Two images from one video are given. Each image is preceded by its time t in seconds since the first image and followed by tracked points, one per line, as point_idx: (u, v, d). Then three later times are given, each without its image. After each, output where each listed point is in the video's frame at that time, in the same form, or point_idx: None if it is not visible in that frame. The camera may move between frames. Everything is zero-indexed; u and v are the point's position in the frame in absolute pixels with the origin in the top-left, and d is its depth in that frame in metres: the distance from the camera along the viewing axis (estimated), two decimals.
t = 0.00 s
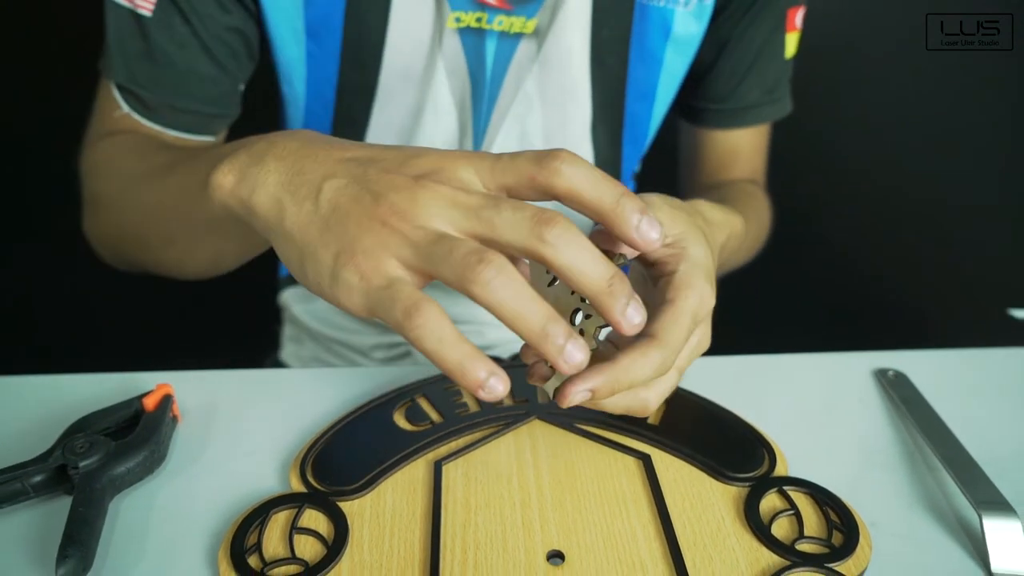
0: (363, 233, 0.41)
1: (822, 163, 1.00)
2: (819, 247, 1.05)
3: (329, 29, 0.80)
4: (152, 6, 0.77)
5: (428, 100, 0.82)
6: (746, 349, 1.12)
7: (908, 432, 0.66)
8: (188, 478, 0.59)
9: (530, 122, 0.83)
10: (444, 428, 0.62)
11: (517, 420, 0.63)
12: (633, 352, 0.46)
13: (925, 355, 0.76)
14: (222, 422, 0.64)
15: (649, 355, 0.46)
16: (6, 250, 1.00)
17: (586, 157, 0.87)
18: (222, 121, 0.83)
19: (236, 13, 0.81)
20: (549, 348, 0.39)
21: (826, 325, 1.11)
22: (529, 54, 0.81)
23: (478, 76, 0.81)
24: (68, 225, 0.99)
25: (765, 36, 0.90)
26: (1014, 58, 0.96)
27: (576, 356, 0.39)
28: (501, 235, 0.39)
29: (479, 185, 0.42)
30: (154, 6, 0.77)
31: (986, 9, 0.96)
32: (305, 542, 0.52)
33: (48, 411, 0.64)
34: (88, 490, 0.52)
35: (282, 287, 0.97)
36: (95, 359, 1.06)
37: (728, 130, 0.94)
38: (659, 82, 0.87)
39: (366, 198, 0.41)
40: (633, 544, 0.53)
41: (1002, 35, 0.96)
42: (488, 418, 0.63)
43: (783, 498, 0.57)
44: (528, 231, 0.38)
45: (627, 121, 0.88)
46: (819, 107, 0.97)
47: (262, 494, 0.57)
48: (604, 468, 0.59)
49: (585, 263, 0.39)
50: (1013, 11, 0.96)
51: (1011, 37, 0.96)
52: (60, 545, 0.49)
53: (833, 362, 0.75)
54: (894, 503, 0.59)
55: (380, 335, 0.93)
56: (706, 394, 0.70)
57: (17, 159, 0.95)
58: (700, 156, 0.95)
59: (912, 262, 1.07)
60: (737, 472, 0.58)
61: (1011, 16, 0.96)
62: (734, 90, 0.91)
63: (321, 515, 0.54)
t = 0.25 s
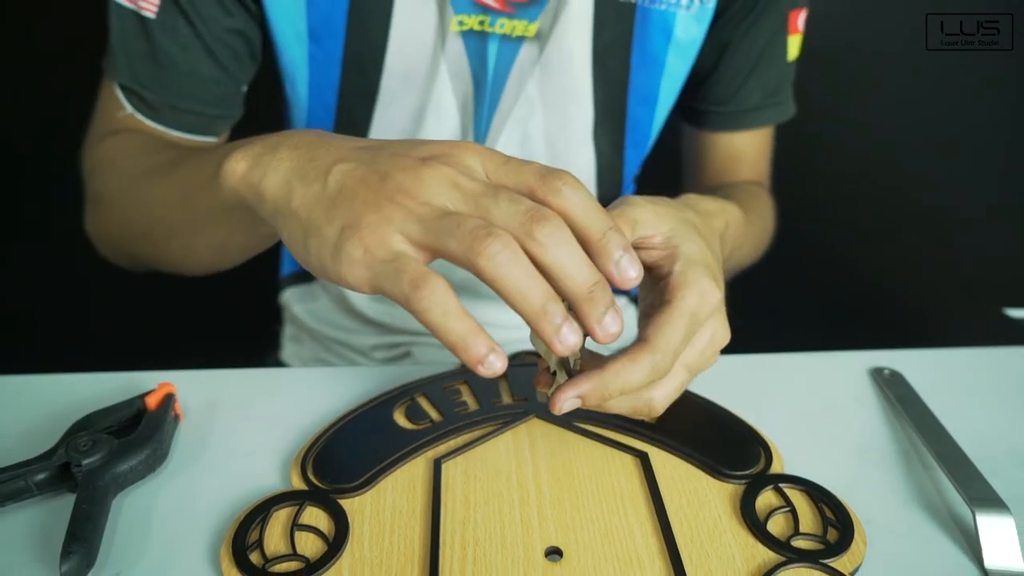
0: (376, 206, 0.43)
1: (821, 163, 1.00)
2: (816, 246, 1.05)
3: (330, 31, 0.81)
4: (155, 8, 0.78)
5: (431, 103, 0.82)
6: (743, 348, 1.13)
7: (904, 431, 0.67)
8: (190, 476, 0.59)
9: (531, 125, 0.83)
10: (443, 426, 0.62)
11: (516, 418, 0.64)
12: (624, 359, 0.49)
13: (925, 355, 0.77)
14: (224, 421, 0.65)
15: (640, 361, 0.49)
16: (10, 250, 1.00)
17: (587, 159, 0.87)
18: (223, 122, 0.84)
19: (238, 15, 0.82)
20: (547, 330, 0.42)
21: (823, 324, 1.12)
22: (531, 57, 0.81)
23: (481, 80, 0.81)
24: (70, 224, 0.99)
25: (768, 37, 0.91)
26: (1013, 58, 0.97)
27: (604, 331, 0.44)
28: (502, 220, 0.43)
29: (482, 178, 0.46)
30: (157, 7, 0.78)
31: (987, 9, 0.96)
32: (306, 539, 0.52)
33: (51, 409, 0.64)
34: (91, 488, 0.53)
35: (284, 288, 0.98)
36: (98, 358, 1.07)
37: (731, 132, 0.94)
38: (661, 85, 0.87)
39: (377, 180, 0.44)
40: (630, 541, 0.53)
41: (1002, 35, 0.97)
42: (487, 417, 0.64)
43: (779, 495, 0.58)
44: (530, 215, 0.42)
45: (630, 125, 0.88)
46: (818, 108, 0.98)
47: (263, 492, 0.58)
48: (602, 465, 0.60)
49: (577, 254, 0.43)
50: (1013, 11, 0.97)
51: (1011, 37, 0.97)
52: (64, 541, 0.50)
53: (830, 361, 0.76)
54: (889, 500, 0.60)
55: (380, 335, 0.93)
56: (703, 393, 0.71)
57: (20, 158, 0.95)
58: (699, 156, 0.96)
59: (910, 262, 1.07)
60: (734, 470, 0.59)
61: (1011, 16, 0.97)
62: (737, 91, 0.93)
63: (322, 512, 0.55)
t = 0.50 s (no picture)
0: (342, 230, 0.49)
1: (821, 164, 1.01)
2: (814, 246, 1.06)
3: (333, 36, 0.82)
4: (167, 24, 0.82)
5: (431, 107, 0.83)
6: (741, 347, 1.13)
7: (899, 429, 0.67)
8: (192, 474, 0.60)
9: (532, 131, 0.84)
10: (443, 425, 0.63)
11: (515, 417, 0.64)
12: (633, 311, 0.53)
13: (923, 355, 0.78)
14: (225, 421, 0.65)
15: (644, 309, 0.52)
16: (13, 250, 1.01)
17: (587, 165, 0.88)
18: (240, 126, 0.86)
19: (246, 25, 0.83)
20: (511, 302, 0.45)
21: (821, 324, 1.12)
22: (532, 64, 0.82)
23: (482, 86, 0.82)
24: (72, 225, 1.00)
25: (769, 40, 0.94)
26: (1014, 58, 0.97)
27: (575, 283, 0.45)
28: (443, 209, 0.46)
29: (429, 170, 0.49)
30: (169, 22, 0.82)
31: (987, 10, 0.97)
32: (307, 536, 0.53)
33: (55, 410, 0.65)
34: (94, 487, 0.54)
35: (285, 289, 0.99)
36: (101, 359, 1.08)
37: (732, 133, 0.97)
38: (659, 90, 0.88)
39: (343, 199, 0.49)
40: (628, 538, 0.54)
41: (1002, 35, 0.97)
42: (487, 416, 0.64)
43: (776, 492, 0.58)
44: (466, 203, 0.45)
45: (629, 128, 0.89)
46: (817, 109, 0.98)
47: (265, 491, 0.58)
48: (600, 464, 0.60)
49: (521, 229, 0.45)
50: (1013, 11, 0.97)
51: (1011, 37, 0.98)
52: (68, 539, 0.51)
53: (825, 360, 0.76)
54: (885, 498, 0.60)
55: (378, 337, 0.95)
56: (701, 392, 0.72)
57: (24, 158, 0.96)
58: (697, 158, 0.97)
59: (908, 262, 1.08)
60: (731, 468, 0.60)
61: (1011, 16, 0.97)
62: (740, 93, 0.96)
63: (323, 510, 0.55)
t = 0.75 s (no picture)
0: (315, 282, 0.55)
1: (819, 165, 1.02)
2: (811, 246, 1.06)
3: (335, 43, 0.81)
4: (186, 39, 0.81)
5: (434, 110, 0.83)
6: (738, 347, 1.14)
7: (895, 428, 0.68)
8: (194, 473, 0.60)
9: (534, 136, 0.84)
10: (442, 424, 0.63)
11: (514, 417, 0.65)
12: (629, 286, 0.53)
13: (921, 355, 0.78)
14: (226, 420, 0.66)
15: (643, 281, 0.53)
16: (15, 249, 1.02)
17: (588, 169, 0.87)
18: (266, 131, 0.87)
19: (259, 36, 0.82)
20: (459, 326, 0.49)
21: (818, 324, 1.12)
22: (532, 67, 0.81)
23: (484, 90, 0.82)
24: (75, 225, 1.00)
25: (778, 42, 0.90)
26: (1014, 58, 0.98)
27: (508, 292, 0.48)
28: (373, 256, 0.50)
29: (365, 211, 0.52)
30: (189, 37, 0.81)
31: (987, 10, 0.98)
32: (308, 534, 0.54)
33: (58, 408, 0.65)
34: (97, 485, 0.54)
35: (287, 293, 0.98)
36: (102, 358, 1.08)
37: (749, 133, 0.94)
38: (660, 92, 0.86)
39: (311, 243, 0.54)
40: (625, 536, 0.54)
41: (1002, 35, 0.98)
42: (486, 415, 0.65)
43: (773, 491, 0.59)
44: (382, 251, 0.49)
45: (630, 131, 0.88)
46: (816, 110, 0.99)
47: (266, 490, 0.59)
48: (598, 463, 0.61)
49: (439, 259, 0.48)
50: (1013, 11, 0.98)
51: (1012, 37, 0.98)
52: (72, 536, 0.51)
53: (823, 360, 0.77)
54: (881, 497, 0.61)
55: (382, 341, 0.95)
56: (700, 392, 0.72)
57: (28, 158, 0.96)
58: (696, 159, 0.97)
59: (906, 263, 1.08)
60: (728, 467, 0.60)
61: (1011, 16, 0.98)
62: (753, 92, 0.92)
63: (324, 508, 0.56)
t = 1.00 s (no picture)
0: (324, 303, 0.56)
1: (818, 166, 1.02)
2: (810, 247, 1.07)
3: (334, 46, 0.81)
4: (190, 43, 0.82)
5: (433, 113, 0.83)
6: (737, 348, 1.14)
7: (892, 427, 0.68)
8: (195, 472, 0.60)
9: (531, 137, 0.85)
10: (441, 424, 0.64)
11: (513, 417, 0.65)
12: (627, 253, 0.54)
13: (920, 355, 0.78)
14: (226, 420, 0.66)
15: (644, 250, 0.54)
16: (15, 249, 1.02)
17: (585, 169, 0.88)
18: (269, 132, 0.87)
19: (261, 43, 0.82)
20: (460, 333, 0.50)
21: (817, 326, 1.13)
22: (530, 69, 0.82)
23: (483, 93, 0.82)
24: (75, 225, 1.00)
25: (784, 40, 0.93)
26: (1013, 58, 0.99)
27: (495, 288, 0.48)
28: (363, 275, 0.51)
29: (351, 230, 0.53)
30: (192, 43, 0.82)
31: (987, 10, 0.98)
32: (308, 532, 0.54)
33: (60, 409, 0.66)
34: (99, 484, 0.55)
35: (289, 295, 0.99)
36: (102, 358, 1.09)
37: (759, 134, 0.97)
38: (658, 94, 0.86)
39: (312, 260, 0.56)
40: (623, 534, 0.55)
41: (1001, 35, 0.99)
42: (485, 415, 0.65)
43: (770, 490, 0.59)
44: (370, 270, 0.50)
45: (628, 134, 0.88)
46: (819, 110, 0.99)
47: (266, 489, 0.59)
48: (596, 462, 0.61)
49: (424, 268, 0.48)
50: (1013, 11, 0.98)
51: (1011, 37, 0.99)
52: (74, 535, 0.52)
53: (820, 361, 0.77)
54: (878, 495, 0.61)
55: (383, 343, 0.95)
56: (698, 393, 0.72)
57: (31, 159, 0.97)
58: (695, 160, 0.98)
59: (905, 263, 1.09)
60: (726, 466, 0.60)
61: (1011, 16, 0.99)
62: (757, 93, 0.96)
63: (324, 507, 0.56)
